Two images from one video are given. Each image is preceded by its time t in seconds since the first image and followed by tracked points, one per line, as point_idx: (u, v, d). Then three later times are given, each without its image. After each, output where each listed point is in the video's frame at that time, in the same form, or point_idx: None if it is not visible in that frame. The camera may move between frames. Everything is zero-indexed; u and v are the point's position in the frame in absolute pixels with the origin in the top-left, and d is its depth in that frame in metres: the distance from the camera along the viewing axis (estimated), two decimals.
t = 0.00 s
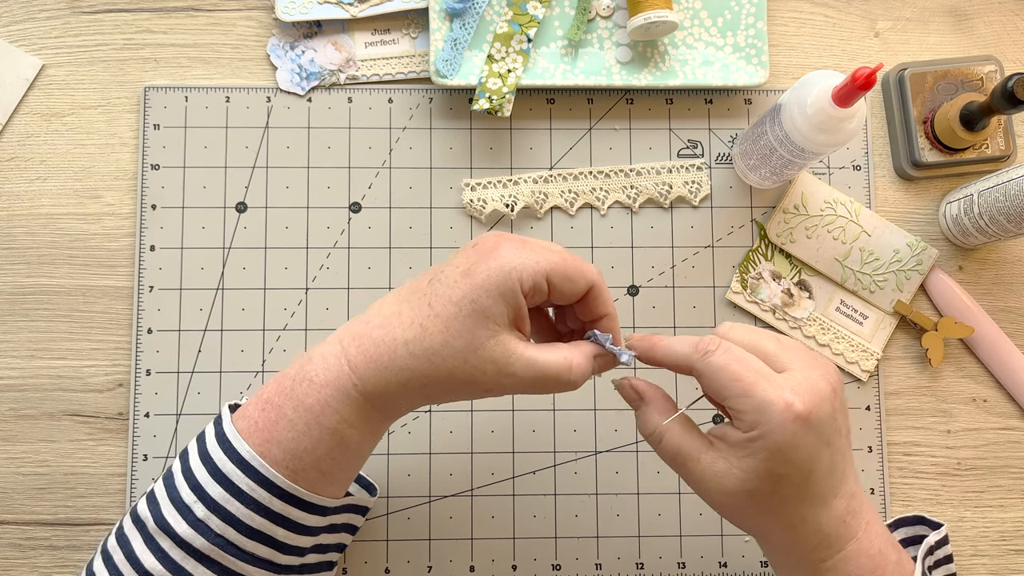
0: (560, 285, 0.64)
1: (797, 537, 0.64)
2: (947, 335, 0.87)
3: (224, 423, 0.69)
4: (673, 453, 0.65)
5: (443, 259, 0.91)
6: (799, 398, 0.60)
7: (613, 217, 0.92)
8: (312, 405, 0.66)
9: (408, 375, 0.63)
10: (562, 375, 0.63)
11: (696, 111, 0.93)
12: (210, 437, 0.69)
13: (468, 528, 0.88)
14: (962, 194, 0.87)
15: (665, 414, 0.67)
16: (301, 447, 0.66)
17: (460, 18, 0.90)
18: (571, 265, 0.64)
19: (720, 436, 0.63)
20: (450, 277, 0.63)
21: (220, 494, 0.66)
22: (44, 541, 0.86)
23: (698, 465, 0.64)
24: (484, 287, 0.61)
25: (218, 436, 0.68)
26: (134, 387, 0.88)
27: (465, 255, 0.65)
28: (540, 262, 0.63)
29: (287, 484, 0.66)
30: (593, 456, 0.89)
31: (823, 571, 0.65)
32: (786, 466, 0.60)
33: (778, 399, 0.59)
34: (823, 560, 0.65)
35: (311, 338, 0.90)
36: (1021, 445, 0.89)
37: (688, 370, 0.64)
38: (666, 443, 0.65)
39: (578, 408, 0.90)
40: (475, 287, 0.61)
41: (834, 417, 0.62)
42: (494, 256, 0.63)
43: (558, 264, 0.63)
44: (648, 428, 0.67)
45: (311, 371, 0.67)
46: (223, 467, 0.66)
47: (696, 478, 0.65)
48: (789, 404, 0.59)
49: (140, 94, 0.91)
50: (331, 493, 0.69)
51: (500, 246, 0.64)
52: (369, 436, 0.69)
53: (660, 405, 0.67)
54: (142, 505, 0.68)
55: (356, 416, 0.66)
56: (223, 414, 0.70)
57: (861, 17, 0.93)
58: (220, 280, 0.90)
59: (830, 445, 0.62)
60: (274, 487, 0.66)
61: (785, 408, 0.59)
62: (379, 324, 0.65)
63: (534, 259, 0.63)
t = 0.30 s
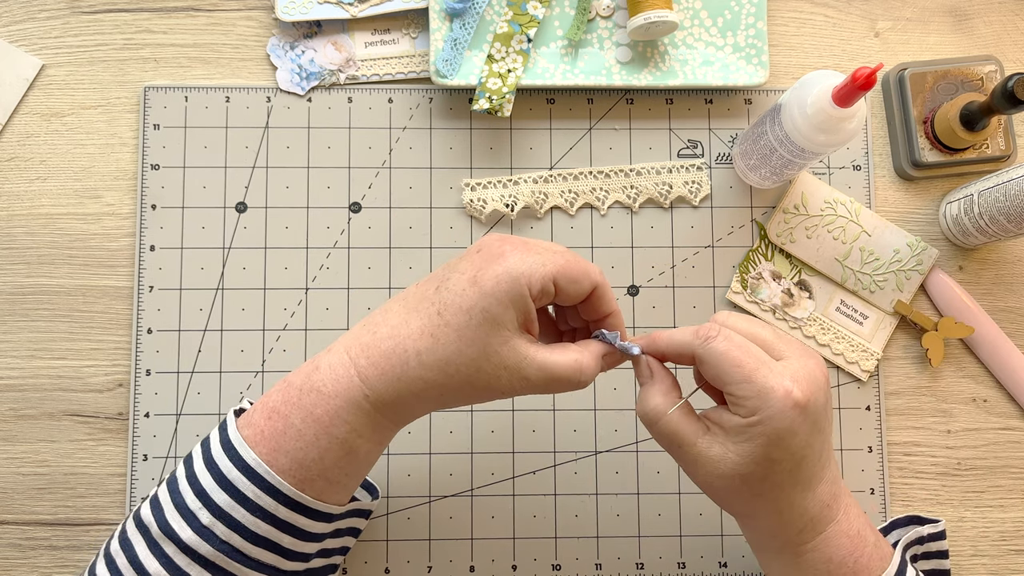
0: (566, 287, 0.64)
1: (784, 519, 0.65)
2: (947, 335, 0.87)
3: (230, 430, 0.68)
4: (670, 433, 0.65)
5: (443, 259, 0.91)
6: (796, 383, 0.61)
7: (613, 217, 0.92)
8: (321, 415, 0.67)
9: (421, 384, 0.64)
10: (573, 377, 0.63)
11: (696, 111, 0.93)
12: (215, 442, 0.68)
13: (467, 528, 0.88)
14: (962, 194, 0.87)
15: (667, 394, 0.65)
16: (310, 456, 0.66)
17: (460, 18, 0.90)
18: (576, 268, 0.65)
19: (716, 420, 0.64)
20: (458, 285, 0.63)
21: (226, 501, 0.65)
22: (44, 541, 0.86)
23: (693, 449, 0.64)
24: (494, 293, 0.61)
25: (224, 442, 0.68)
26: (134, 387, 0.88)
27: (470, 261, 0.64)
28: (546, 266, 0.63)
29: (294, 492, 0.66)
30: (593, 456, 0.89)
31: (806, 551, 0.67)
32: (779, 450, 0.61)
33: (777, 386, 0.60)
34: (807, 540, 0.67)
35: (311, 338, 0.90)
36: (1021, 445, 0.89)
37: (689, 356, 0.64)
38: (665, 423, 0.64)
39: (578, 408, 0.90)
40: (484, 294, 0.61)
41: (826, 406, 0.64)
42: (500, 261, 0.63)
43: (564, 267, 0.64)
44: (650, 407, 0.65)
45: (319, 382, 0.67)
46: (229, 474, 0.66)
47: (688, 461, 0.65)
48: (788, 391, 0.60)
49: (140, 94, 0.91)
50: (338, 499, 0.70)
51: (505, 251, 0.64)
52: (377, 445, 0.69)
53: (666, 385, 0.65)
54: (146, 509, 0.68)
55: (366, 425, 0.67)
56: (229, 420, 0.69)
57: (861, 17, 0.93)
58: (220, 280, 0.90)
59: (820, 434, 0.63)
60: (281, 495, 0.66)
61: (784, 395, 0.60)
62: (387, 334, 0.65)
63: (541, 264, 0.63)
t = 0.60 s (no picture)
0: (565, 293, 0.65)
1: (816, 500, 0.65)
2: (946, 335, 0.87)
3: (227, 429, 0.68)
4: (707, 419, 0.61)
5: (443, 259, 0.91)
6: (811, 347, 0.64)
7: (613, 217, 0.92)
8: (315, 411, 0.66)
9: (408, 383, 0.63)
10: (558, 376, 0.61)
11: (696, 110, 0.93)
12: (212, 441, 0.68)
13: (468, 528, 0.88)
14: (962, 194, 0.87)
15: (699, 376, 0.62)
16: (305, 453, 0.66)
17: (460, 18, 0.89)
18: (578, 273, 0.65)
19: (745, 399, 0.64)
20: (453, 284, 0.63)
21: (223, 500, 0.65)
22: (44, 542, 0.86)
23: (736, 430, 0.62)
24: (488, 292, 0.62)
25: (221, 441, 0.68)
26: (134, 387, 0.88)
27: (469, 262, 0.65)
28: (544, 267, 0.63)
29: (290, 489, 0.66)
30: (593, 456, 0.89)
31: (834, 533, 0.67)
32: (812, 421, 0.63)
33: (797, 349, 0.63)
34: (836, 521, 0.67)
35: (311, 338, 0.90)
36: (1021, 445, 0.89)
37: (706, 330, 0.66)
38: (707, 406, 0.61)
39: (578, 408, 0.90)
40: (478, 292, 0.62)
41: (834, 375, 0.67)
42: (498, 261, 0.63)
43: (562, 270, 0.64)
44: (684, 389, 0.61)
45: (314, 378, 0.67)
46: (226, 472, 0.66)
47: (731, 445, 0.62)
48: (807, 353, 0.63)
49: (140, 94, 0.91)
50: (335, 497, 0.70)
51: (505, 252, 0.64)
52: (370, 443, 0.69)
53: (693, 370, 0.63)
54: (144, 509, 0.68)
55: (359, 421, 0.66)
56: (226, 418, 0.69)
57: (861, 17, 0.93)
58: (220, 280, 0.90)
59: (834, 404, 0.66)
60: (277, 493, 0.66)
61: (805, 357, 0.63)
62: (380, 331, 0.65)
63: (538, 265, 0.63)
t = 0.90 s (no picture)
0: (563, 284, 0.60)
1: (818, 505, 0.65)
2: (946, 335, 0.87)
3: (244, 445, 0.68)
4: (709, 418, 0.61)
5: (443, 260, 0.91)
6: (830, 353, 0.63)
7: (613, 217, 0.92)
8: (335, 438, 0.66)
9: (426, 408, 0.63)
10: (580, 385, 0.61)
11: (696, 110, 0.93)
12: (229, 456, 0.68)
13: (468, 528, 0.88)
14: (962, 194, 0.87)
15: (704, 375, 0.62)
16: (323, 478, 0.66)
17: (460, 18, 0.89)
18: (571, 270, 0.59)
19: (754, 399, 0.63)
20: (451, 311, 0.61)
21: (238, 516, 0.65)
22: (44, 541, 0.86)
23: (738, 431, 0.62)
24: (485, 320, 0.59)
25: (238, 457, 0.68)
26: (134, 387, 0.88)
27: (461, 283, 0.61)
28: (535, 281, 0.59)
29: (305, 510, 0.66)
30: (593, 456, 0.89)
31: (833, 536, 0.67)
32: (821, 430, 0.61)
33: (815, 354, 0.61)
34: (835, 525, 0.67)
35: (311, 338, 0.90)
36: (1021, 445, 0.89)
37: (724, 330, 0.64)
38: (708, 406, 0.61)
39: (578, 408, 0.90)
40: (476, 321, 0.59)
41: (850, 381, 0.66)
42: (489, 281, 0.60)
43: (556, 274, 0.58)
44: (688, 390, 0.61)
45: (333, 405, 0.67)
46: (242, 489, 0.66)
47: (732, 444, 0.62)
48: (825, 360, 0.61)
49: (140, 94, 0.91)
50: (349, 518, 0.69)
51: (495, 268, 0.60)
52: (389, 468, 0.68)
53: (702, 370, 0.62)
54: (156, 519, 0.68)
55: (378, 449, 0.66)
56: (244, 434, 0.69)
57: (861, 17, 0.93)
58: (220, 280, 0.90)
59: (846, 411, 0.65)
60: (292, 512, 0.66)
61: (823, 364, 0.61)
62: (392, 361, 0.64)
63: (528, 277, 0.58)
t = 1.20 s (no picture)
0: (569, 318, 0.59)
1: (826, 506, 0.65)
2: (946, 335, 0.87)
3: (252, 446, 0.68)
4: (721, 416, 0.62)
5: (443, 260, 0.91)
6: (845, 355, 0.62)
7: (613, 217, 0.92)
8: (344, 443, 0.66)
9: (440, 412, 0.63)
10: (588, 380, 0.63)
11: (696, 110, 0.93)
12: (236, 456, 0.68)
13: (468, 528, 0.88)
14: (962, 194, 0.87)
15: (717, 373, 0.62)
16: (331, 482, 0.66)
17: (460, 18, 0.89)
18: (581, 293, 0.59)
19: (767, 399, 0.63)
20: (461, 316, 0.61)
21: (245, 518, 0.65)
22: (43, 541, 0.86)
23: (749, 430, 0.62)
24: (496, 325, 0.59)
25: (245, 458, 0.68)
26: (134, 387, 0.88)
27: (471, 289, 0.62)
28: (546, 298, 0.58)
29: (312, 513, 0.66)
30: (593, 456, 0.89)
31: (841, 538, 0.67)
32: (832, 433, 0.61)
33: (831, 355, 0.61)
34: (843, 527, 0.67)
35: (311, 338, 0.90)
36: (1021, 445, 0.89)
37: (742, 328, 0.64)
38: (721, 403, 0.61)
39: (578, 408, 0.90)
40: (487, 326, 0.59)
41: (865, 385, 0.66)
42: (501, 288, 0.60)
43: (566, 295, 0.58)
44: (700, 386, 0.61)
45: (343, 410, 0.68)
46: (249, 490, 0.66)
47: (742, 442, 0.62)
48: (841, 361, 0.61)
49: (140, 94, 0.91)
50: (356, 522, 0.69)
51: (507, 276, 0.61)
52: (399, 472, 0.69)
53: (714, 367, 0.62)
54: (161, 519, 0.68)
55: (387, 454, 0.66)
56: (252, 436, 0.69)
57: (861, 17, 0.93)
58: (220, 280, 0.90)
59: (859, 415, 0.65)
60: (299, 514, 0.66)
61: (838, 365, 0.61)
62: (403, 368, 0.65)
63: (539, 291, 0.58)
